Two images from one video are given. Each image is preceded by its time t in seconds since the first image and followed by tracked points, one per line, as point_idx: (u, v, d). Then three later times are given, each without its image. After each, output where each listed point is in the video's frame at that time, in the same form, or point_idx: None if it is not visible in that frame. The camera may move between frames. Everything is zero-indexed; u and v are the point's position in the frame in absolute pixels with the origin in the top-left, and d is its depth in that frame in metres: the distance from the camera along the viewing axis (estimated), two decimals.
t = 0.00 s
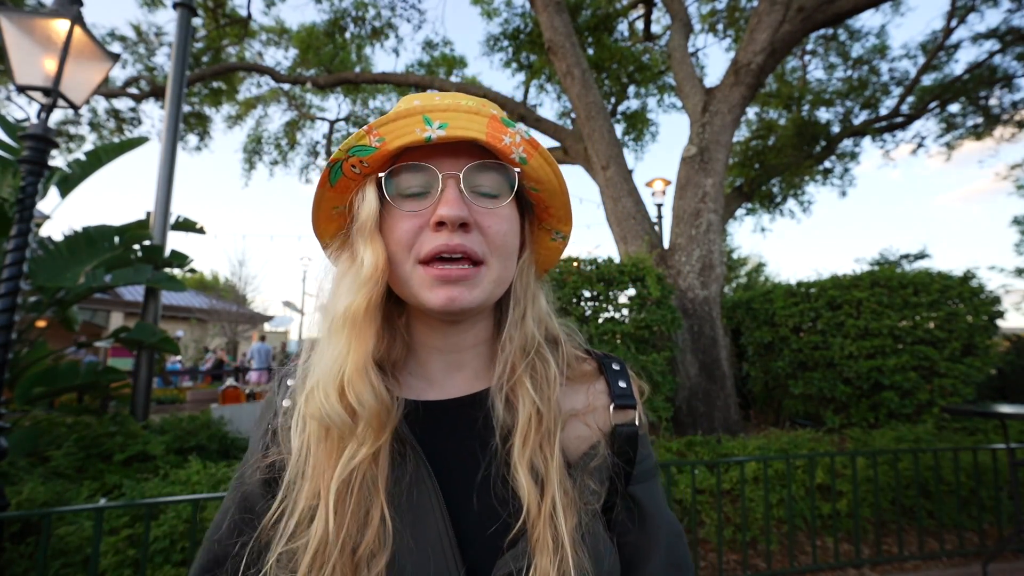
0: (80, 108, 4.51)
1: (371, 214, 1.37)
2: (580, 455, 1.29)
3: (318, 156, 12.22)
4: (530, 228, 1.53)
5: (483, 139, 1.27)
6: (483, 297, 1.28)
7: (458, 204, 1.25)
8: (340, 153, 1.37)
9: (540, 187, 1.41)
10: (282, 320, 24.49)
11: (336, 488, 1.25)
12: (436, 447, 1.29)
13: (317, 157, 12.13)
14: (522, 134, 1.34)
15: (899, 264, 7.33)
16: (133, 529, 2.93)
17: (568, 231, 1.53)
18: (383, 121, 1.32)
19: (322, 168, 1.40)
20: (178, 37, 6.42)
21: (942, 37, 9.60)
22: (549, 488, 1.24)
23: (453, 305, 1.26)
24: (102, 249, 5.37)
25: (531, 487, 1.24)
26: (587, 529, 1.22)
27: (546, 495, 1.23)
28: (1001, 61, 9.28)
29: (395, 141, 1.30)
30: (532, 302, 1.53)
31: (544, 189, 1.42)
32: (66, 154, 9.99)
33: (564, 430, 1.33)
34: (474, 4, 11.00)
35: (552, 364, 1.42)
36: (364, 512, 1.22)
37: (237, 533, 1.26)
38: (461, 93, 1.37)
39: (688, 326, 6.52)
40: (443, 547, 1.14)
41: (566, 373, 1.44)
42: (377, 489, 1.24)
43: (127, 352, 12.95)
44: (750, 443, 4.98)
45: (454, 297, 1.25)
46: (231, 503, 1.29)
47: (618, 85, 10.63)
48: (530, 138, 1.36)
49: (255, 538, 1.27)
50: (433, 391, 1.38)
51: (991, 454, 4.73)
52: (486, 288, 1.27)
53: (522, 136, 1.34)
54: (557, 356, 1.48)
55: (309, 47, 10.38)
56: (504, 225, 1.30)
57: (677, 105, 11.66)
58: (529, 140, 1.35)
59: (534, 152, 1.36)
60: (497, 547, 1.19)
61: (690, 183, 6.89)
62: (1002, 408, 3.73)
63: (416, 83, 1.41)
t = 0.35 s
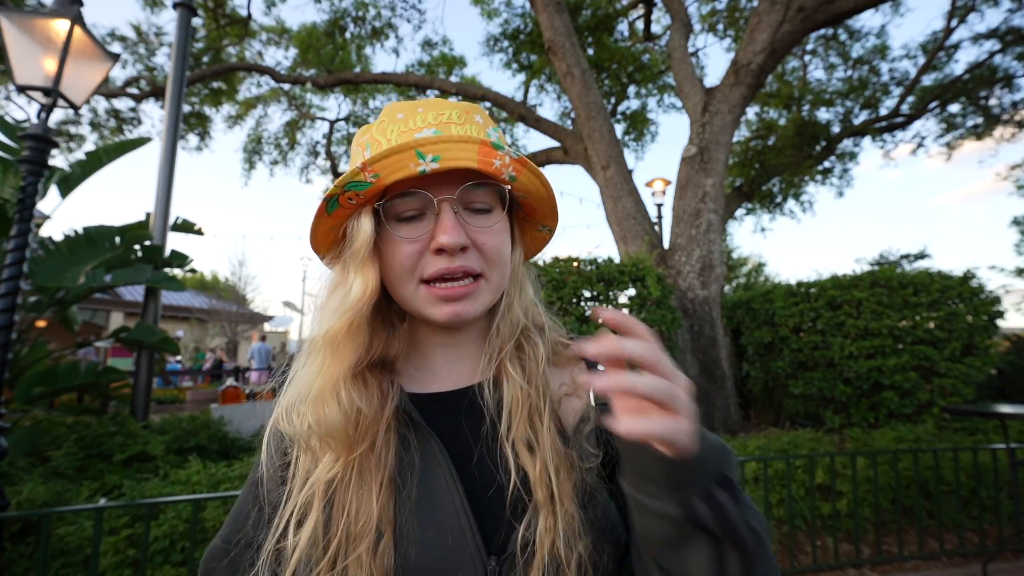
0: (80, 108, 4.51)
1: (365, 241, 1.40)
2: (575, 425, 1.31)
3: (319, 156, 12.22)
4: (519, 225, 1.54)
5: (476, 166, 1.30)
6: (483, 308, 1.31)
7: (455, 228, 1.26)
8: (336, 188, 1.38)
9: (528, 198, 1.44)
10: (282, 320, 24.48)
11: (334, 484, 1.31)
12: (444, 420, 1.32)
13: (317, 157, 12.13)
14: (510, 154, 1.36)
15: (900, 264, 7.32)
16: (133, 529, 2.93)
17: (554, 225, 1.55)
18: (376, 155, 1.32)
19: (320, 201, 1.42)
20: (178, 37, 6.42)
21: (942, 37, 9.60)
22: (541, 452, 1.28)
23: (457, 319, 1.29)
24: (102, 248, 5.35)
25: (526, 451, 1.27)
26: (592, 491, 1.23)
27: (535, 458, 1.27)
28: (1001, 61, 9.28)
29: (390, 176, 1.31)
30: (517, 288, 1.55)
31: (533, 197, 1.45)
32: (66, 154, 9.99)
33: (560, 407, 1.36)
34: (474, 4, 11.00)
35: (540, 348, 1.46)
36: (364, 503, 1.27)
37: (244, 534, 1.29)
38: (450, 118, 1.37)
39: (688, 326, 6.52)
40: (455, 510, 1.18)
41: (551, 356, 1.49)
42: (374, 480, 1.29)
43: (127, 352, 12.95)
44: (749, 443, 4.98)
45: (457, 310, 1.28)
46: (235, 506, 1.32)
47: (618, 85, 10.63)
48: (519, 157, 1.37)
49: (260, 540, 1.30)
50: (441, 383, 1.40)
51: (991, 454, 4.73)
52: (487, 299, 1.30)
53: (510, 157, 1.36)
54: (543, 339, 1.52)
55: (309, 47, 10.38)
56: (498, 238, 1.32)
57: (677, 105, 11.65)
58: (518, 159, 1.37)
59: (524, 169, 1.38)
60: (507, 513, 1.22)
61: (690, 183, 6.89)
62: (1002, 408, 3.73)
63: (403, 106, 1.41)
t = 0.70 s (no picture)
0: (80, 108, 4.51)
1: (395, 251, 1.35)
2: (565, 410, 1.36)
3: (318, 156, 12.21)
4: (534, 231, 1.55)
5: (509, 186, 1.29)
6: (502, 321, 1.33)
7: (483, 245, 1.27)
8: (368, 197, 1.36)
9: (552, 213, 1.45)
10: (282, 320, 24.47)
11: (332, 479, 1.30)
12: (439, 411, 1.39)
13: (317, 157, 12.13)
14: (542, 175, 1.36)
15: (900, 264, 7.32)
16: (133, 529, 2.93)
17: (568, 234, 1.56)
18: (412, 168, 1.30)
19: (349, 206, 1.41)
20: (178, 37, 6.42)
21: (942, 37, 9.59)
22: (519, 443, 1.32)
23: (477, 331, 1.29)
24: (103, 249, 5.31)
25: (503, 443, 1.31)
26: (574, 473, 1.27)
27: (513, 449, 1.30)
28: (1001, 61, 9.28)
29: (424, 191, 1.29)
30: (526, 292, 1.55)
31: (555, 213, 1.46)
32: (65, 154, 9.98)
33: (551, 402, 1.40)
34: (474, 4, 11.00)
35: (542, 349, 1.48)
36: (360, 497, 1.27)
37: (244, 521, 1.31)
38: (482, 129, 1.36)
39: (688, 327, 6.52)
40: (446, 494, 1.24)
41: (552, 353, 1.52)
42: (372, 476, 1.29)
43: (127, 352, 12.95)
44: (750, 443, 4.98)
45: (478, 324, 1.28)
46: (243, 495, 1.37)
47: (618, 85, 10.63)
48: (549, 177, 1.38)
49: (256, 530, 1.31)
50: (444, 380, 1.43)
51: (991, 454, 4.73)
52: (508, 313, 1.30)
53: (542, 177, 1.37)
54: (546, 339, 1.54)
55: (308, 47, 10.38)
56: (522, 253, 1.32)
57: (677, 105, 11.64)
58: (548, 179, 1.37)
59: (552, 189, 1.39)
60: (490, 496, 1.26)
61: (690, 183, 6.89)
62: (1002, 408, 3.72)
63: (435, 112, 1.38)
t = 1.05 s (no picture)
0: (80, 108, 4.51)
1: (390, 255, 1.39)
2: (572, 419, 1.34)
3: (319, 156, 12.21)
4: (545, 235, 1.53)
5: (505, 194, 1.29)
6: (498, 326, 1.34)
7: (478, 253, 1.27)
8: (364, 202, 1.39)
9: (560, 219, 1.43)
10: (282, 320, 24.47)
11: (338, 481, 1.31)
12: (441, 414, 1.38)
13: (317, 157, 12.14)
14: (544, 182, 1.34)
15: (900, 263, 7.32)
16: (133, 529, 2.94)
17: (581, 238, 1.53)
18: (406, 175, 1.32)
19: (347, 212, 1.45)
20: (178, 37, 6.42)
21: (942, 37, 9.59)
22: (522, 454, 1.31)
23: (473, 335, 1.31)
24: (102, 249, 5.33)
25: (504, 453, 1.30)
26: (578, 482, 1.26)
27: (516, 461, 1.29)
28: (1001, 61, 9.27)
29: (418, 199, 1.31)
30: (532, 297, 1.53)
31: (563, 218, 1.43)
32: (65, 155, 9.98)
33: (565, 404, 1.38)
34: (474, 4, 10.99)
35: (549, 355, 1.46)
36: (364, 499, 1.28)
37: (245, 519, 1.31)
38: (484, 131, 1.35)
39: (688, 326, 6.52)
40: (453, 501, 1.22)
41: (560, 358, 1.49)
42: (378, 478, 1.30)
43: (127, 352, 12.95)
44: (750, 443, 4.98)
45: (473, 328, 1.30)
46: (242, 491, 1.35)
47: (618, 85, 10.63)
48: (552, 184, 1.35)
49: (256, 529, 1.30)
50: (445, 378, 1.43)
51: (991, 454, 4.73)
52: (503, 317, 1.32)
53: (544, 184, 1.34)
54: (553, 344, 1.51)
55: (308, 47, 10.38)
56: (522, 260, 1.33)
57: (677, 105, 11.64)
58: (551, 187, 1.35)
59: (555, 196, 1.37)
60: (491, 504, 1.26)
61: (690, 183, 6.89)
62: (1002, 408, 3.72)
63: (439, 113, 1.38)
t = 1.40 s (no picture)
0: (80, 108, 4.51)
1: (393, 256, 1.39)
2: (584, 430, 1.36)
3: (319, 156, 12.21)
4: (546, 238, 1.55)
5: (514, 196, 1.30)
6: (501, 329, 1.35)
7: (484, 255, 1.27)
8: (366, 200, 1.38)
9: (564, 224, 1.45)
10: (282, 320, 24.48)
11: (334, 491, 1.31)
12: (446, 425, 1.37)
13: (317, 157, 12.13)
14: (553, 184, 1.35)
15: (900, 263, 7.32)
16: (133, 529, 2.93)
17: (583, 244, 1.56)
18: (411, 173, 1.31)
19: (349, 208, 1.44)
20: (178, 37, 6.42)
21: (942, 37, 9.59)
22: (534, 471, 1.31)
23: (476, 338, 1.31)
24: (102, 249, 5.36)
25: (516, 468, 1.30)
26: (592, 498, 1.30)
27: (528, 477, 1.30)
28: (1001, 61, 9.27)
29: (424, 197, 1.31)
30: (537, 304, 1.59)
31: (567, 222, 1.46)
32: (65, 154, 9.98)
33: (571, 411, 1.41)
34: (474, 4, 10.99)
35: (554, 361, 1.50)
36: (361, 509, 1.28)
37: (241, 529, 1.32)
38: (492, 130, 1.35)
39: (688, 326, 6.52)
40: (459, 516, 1.21)
41: (566, 364, 1.53)
42: (373, 487, 1.30)
43: (127, 352, 12.95)
44: (749, 443, 4.98)
45: (476, 331, 1.31)
46: (233, 500, 1.35)
47: (618, 85, 10.63)
48: (561, 187, 1.37)
49: (255, 539, 1.32)
50: (445, 381, 1.45)
51: (992, 454, 4.73)
52: (506, 320, 1.33)
53: (552, 187, 1.36)
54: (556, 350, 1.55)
55: (308, 47, 10.38)
56: (525, 264, 1.35)
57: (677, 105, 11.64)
58: (559, 189, 1.37)
59: (563, 199, 1.39)
60: (504, 520, 1.26)
61: (690, 183, 6.89)
62: (1003, 408, 3.72)
63: (445, 110, 1.37)
